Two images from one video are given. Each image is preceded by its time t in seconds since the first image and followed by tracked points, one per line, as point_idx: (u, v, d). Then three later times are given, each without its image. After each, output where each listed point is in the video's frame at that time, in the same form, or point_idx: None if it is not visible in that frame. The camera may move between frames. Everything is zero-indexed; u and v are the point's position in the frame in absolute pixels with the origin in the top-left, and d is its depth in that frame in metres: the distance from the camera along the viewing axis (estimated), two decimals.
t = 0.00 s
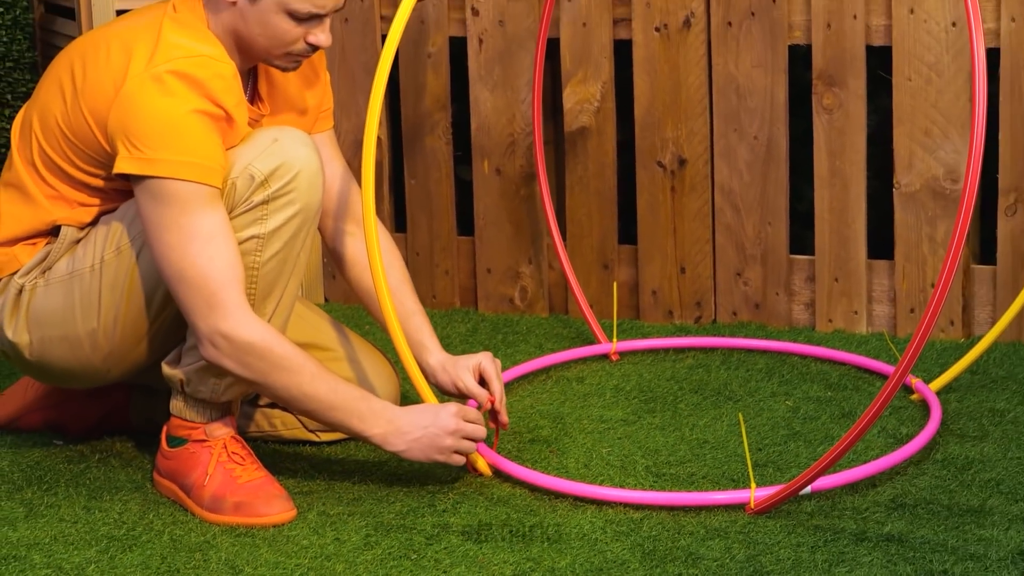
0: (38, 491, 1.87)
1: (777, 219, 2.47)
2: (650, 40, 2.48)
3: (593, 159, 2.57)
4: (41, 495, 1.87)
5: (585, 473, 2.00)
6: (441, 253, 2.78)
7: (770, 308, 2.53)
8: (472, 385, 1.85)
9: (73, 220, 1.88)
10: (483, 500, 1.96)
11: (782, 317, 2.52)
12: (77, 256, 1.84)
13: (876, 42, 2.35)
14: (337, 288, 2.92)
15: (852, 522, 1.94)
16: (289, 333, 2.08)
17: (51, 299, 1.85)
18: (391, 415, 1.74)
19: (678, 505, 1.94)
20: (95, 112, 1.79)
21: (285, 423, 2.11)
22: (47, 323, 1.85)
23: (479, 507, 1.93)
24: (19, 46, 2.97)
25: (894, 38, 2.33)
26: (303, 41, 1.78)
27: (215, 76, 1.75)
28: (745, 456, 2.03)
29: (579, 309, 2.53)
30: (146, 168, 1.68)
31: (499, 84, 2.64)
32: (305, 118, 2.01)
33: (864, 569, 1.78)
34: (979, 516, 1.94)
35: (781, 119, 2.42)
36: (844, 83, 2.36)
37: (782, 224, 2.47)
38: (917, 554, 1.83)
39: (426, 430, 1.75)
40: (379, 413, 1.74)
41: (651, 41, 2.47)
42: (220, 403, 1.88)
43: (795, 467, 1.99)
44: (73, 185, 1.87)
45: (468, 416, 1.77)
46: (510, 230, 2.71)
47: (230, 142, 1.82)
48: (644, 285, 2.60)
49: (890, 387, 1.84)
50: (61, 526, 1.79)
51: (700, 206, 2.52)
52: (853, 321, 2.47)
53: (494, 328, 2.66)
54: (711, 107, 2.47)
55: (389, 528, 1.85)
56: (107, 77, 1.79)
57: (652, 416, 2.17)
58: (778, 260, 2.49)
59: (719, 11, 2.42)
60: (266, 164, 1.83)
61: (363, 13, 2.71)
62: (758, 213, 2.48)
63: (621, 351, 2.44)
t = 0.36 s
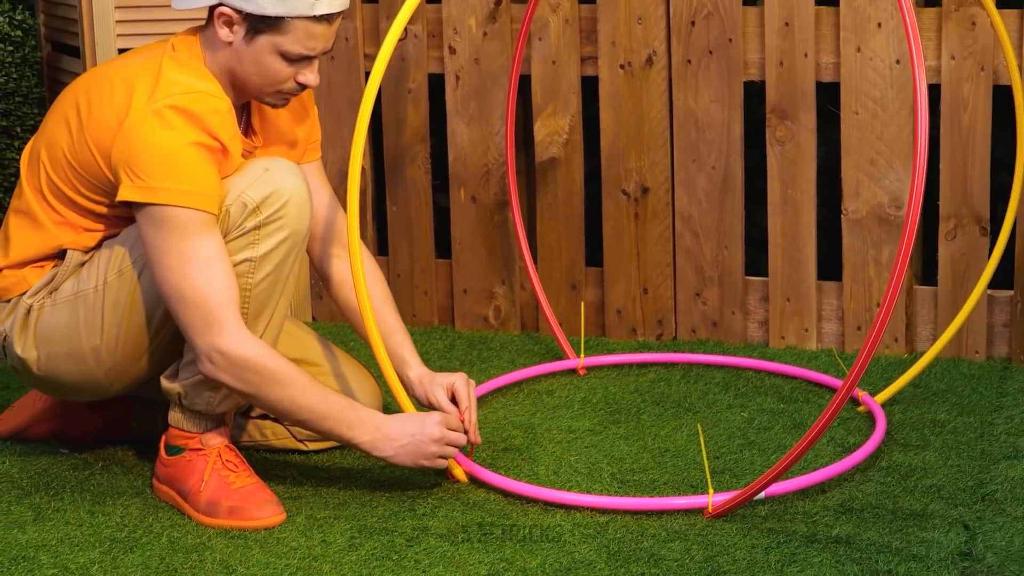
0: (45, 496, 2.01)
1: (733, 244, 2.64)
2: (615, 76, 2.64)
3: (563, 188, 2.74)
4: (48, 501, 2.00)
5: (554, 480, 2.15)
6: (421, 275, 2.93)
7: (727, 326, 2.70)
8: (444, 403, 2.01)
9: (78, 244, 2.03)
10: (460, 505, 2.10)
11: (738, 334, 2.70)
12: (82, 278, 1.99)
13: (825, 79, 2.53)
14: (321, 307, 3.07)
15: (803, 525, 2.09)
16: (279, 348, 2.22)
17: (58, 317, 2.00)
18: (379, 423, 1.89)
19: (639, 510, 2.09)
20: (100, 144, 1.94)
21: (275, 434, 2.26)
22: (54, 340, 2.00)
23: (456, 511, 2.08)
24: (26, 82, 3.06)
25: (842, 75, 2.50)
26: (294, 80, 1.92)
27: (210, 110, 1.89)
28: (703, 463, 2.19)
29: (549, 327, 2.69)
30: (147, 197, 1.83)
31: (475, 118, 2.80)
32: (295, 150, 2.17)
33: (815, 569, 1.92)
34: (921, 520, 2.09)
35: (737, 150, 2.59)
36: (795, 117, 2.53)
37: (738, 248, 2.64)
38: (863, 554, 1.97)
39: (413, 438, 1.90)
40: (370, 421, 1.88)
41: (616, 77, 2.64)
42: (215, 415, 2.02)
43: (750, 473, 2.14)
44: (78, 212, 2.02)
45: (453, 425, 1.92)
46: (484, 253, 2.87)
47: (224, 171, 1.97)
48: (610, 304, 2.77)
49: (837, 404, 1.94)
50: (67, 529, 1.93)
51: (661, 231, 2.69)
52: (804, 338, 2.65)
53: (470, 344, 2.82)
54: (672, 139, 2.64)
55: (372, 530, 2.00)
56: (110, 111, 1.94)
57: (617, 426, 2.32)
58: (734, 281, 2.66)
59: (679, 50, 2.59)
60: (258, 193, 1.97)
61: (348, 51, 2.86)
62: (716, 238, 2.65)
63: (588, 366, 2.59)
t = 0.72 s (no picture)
0: (52, 501, 2.16)
1: (692, 266, 2.82)
2: (583, 110, 2.83)
3: (534, 214, 2.92)
4: (55, 505, 2.15)
5: (526, 486, 2.31)
6: (401, 295, 3.10)
7: (686, 343, 2.89)
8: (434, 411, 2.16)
9: (82, 267, 2.19)
10: (438, 509, 2.26)
11: (696, 351, 2.88)
12: (86, 299, 2.14)
13: (778, 113, 2.72)
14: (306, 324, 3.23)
15: (757, 528, 2.24)
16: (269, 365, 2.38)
17: (64, 335, 2.15)
18: (388, 411, 2.04)
19: (607, 514, 2.23)
20: (104, 174, 2.09)
21: (266, 443, 2.41)
22: (61, 357, 2.16)
23: (434, 515, 2.24)
24: (35, 116, 3.11)
25: (793, 109, 2.69)
26: (283, 112, 2.08)
27: (208, 141, 2.05)
28: (664, 471, 2.36)
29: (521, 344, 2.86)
30: (150, 222, 1.98)
31: (451, 148, 2.97)
32: (284, 179, 2.32)
33: (768, 568, 2.07)
34: (866, 523, 2.25)
35: (695, 179, 2.77)
36: (750, 149, 2.72)
37: (696, 271, 2.82)
38: (812, 555, 2.12)
39: (420, 422, 2.06)
40: (379, 408, 2.04)
41: (583, 111, 2.83)
42: (210, 426, 2.17)
43: (708, 480, 2.31)
44: (83, 237, 2.18)
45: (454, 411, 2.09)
46: (460, 275, 3.04)
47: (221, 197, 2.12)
48: (577, 322, 2.95)
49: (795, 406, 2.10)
50: (72, 532, 2.08)
51: (625, 254, 2.87)
52: (758, 354, 2.84)
53: (447, 360, 2.98)
54: (636, 168, 2.82)
55: (356, 533, 2.15)
56: (113, 143, 2.09)
57: (584, 436, 2.50)
58: (693, 301, 2.85)
59: (642, 86, 2.78)
60: (249, 219, 2.13)
61: (334, 87, 3.03)
62: (676, 261, 2.84)
63: (557, 380, 2.76)
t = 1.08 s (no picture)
0: (59, 505, 2.33)
1: (655, 287, 3.02)
2: (553, 141, 3.03)
3: (507, 239, 3.11)
4: (61, 509, 2.32)
5: (500, 491, 2.48)
6: (384, 314, 3.27)
7: (649, 358, 3.08)
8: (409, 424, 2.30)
9: (85, 288, 2.34)
10: (418, 513, 2.42)
11: (658, 365, 3.08)
12: (89, 317, 2.30)
13: (734, 143, 2.92)
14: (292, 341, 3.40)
15: (716, 531, 2.40)
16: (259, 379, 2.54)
17: (69, 352, 2.31)
18: (360, 437, 2.17)
19: (575, 518, 2.39)
20: (106, 202, 2.25)
21: (257, 452, 2.57)
22: (67, 372, 2.32)
23: (415, 518, 2.40)
24: (42, 147, 3.25)
25: (749, 140, 2.89)
26: (273, 144, 2.24)
27: (203, 173, 2.21)
28: (629, 477, 2.53)
29: (495, 359, 3.04)
30: (148, 247, 2.13)
31: (431, 177, 3.15)
32: (274, 207, 2.49)
33: (725, 568, 2.23)
34: (817, 526, 2.42)
35: (658, 206, 2.97)
36: (708, 177, 2.92)
37: (659, 290, 3.01)
38: (767, 556, 2.28)
39: (391, 448, 2.20)
40: (351, 434, 2.17)
41: (553, 142, 3.02)
42: (205, 436, 2.33)
43: (669, 486, 2.49)
44: (87, 260, 2.34)
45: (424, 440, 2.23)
46: (438, 294, 3.21)
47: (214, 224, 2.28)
48: (548, 339, 3.14)
49: (745, 425, 2.25)
50: (78, 534, 2.24)
51: (592, 276, 3.07)
52: (716, 368, 3.03)
53: (427, 374, 3.16)
54: (603, 196, 3.02)
55: (342, 535, 2.31)
56: (114, 173, 2.25)
57: (554, 444, 2.67)
58: (656, 320, 3.04)
59: (609, 118, 2.97)
60: (241, 244, 2.30)
61: (321, 119, 3.21)
62: (640, 281, 3.03)
63: (529, 393, 2.94)
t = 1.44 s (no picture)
0: (65, 509, 2.49)
1: (623, 304, 3.22)
2: (527, 167, 3.22)
3: (484, 260, 3.31)
4: (67, 513, 2.48)
5: (478, 495, 2.65)
6: (369, 331, 3.44)
7: (617, 371, 3.28)
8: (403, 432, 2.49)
9: (91, 306, 2.51)
10: (400, 517, 2.58)
11: (625, 377, 3.28)
12: (96, 333, 2.46)
13: (697, 170, 3.12)
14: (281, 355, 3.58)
15: (680, 533, 2.55)
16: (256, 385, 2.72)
17: (75, 366, 2.48)
18: (370, 433, 2.35)
19: (548, 522, 2.55)
20: (112, 226, 2.41)
21: (250, 459, 2.73)
22: (74, 384, 2.49)
23: (398, 521, 2.56)
24: (49, 173, 3.41)
25: (711, 167, 3.09)
26: (266, 171, 2.40)
27: (204, 199, 2.37)
28: (598, 482, 2.70)
29: (472, 372, 3.22)
30: (151, 268, 2.29)
31: (413, 202, 3.33)
32: (268, 230, 2.65)
33: (688, 568, 2.37)
34: (775, 528, 2.57)
35: (625, 229, 3.17)
36: (673, 202, 3.12)
37: (627, 308, 3.21)
38: (727, 556, 2.43)
39: (396, 444, 2.37)
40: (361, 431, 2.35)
41: (528, 169, 3.22)
42: (202, 444, 2.49)
43: (636, 490, 2.66)
44: (94, 280, 2.51)
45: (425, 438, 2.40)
46: (419, 311, 3.39)
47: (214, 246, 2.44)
48: (523, 353, 3.34)
49: (709, 432, 2.36)
50: (82, 536, 2.40)
51: (565, 294, 3.26)
52: (680, 380, 3.23)
53: (409, 387, 3.33)
54: (574, 219, 3.22)
55: (329, 537, 2.47)
56: (120, 199, 2.41)
57: (528, 452, 2.85)
58: (624, 335, 3.24)
59: (580, 146, 3.17)
60: (240, 264, 2.47)
61: (310, 147, 3.39)
62: (608, 299, 3.23)
63: (506, 404, 3.12)
